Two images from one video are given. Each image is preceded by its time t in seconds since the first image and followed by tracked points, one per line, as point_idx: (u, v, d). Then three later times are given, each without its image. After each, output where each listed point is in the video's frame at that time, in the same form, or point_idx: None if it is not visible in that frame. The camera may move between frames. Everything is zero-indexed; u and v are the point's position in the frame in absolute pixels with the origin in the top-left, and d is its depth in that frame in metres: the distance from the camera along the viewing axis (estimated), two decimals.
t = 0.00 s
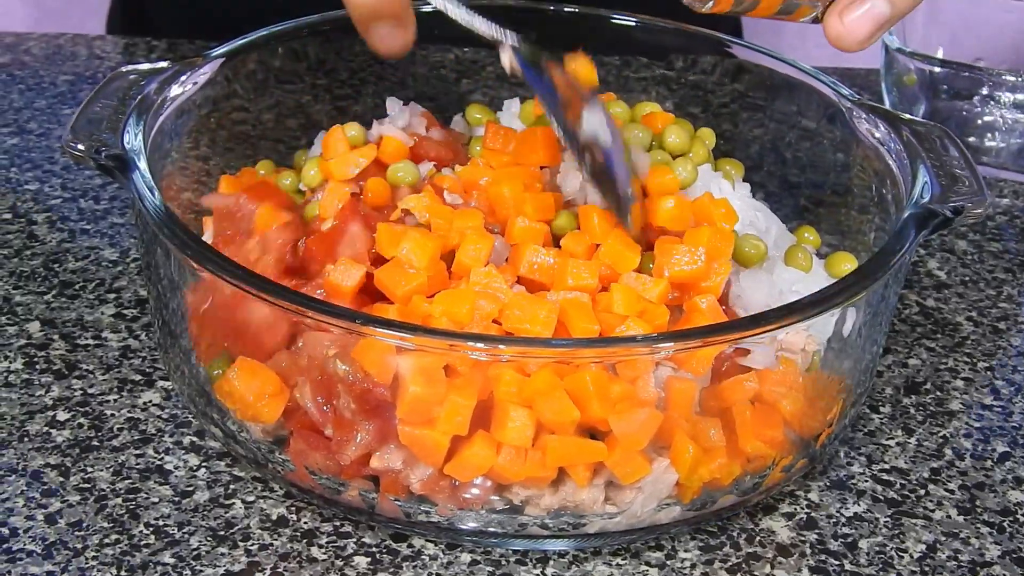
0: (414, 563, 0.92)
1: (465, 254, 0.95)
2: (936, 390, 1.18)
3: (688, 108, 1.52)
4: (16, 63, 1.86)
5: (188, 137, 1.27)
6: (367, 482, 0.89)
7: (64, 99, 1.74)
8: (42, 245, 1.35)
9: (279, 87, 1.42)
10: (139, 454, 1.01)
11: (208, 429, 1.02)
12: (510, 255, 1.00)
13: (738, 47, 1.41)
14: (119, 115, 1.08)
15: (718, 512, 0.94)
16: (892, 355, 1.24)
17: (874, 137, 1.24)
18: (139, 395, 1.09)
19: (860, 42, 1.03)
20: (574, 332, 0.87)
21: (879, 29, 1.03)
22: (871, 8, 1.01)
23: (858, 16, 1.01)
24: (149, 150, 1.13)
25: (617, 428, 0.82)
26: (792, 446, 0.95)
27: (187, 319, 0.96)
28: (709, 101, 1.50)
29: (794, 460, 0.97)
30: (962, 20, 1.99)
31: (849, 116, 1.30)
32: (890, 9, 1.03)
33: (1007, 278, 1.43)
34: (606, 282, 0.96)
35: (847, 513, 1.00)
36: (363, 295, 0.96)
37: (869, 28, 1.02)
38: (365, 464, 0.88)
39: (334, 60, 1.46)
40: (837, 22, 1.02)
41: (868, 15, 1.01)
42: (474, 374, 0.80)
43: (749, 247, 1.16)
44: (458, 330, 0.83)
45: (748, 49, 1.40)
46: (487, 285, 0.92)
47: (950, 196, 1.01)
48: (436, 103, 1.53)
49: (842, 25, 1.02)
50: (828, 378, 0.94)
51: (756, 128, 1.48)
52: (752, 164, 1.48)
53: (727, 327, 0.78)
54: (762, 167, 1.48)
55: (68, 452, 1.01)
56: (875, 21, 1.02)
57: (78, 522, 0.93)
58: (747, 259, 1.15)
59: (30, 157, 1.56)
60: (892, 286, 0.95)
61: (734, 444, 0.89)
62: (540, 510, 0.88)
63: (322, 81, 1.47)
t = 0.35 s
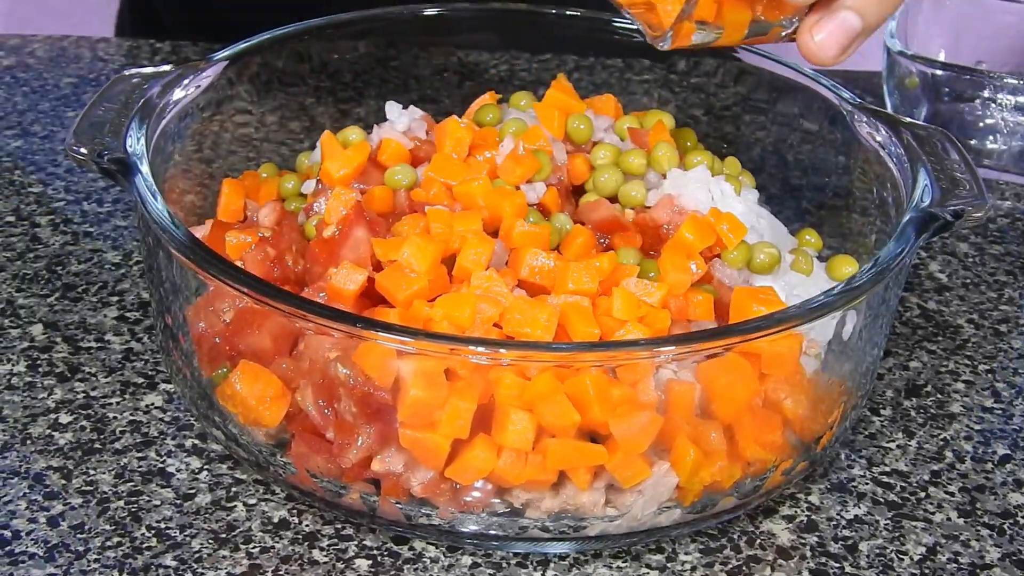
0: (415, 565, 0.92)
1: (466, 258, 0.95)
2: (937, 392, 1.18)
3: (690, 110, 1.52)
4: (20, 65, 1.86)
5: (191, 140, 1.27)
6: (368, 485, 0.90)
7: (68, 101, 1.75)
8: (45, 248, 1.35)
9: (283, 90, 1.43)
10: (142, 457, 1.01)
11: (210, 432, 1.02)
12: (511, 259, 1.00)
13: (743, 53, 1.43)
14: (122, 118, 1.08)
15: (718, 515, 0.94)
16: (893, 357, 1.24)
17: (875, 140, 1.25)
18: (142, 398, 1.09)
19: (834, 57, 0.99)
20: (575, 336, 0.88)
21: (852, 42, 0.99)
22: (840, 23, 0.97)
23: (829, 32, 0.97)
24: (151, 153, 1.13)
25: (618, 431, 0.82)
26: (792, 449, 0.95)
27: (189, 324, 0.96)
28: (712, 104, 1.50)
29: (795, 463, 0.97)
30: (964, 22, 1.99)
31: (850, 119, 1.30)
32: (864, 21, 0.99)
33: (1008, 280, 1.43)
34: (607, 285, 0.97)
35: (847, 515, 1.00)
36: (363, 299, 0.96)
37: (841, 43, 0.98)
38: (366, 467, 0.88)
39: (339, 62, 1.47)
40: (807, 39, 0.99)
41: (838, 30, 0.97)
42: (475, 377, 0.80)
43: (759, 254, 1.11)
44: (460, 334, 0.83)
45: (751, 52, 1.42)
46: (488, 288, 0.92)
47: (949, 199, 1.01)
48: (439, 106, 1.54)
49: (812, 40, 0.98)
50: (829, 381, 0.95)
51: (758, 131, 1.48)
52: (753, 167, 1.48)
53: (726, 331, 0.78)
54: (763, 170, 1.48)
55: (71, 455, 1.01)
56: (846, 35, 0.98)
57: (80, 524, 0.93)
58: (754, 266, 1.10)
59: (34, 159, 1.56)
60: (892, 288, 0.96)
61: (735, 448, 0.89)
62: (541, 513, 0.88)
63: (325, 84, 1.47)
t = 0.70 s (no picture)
0: (409, 565, 0.92)
1: (461, 257, 0.95)
2: (934, 393, 1.18)
3: (689, 112, 1.52)
4: (18, 66, 1.87)
5: (187, 140, 1.27)
6: (363, 484, 0.90)
7: (66, 103, 1.75)
8: (41, 248, 1.35)
9: (281, 92, 1.43)
10: (137, 457, 1.01)
11: (205, 432, 1.02)
12: (506, 258, 1.00)
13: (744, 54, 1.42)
14: (117, 118, 1.08)
15: (714, 515, 0.94)
16: (890, 358, 1.24)
17: (872, 141, 1.25)
18: (137, 397, 1.09)
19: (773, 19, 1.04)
20: (570, 335, 0.88)
21: (798, 8, 1.04)
22: None
23: None
24: (147, 153, 1.13)
25: (612, 430, 0.82)
26: (788, 448, 0.95)
27: (183, 324, 0.96)
28: (711, 105, 1.50)
29: (790, 463, 0.97)
30: (962, 25, 1.99)
31: (847, 119, 1.30)
32: None
33: (1005, 281, 1.43)
34: (602, 285, 0.97)
35: (843, 515, 1.00)
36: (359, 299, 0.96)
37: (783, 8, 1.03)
38: (361, 466, 0.88)
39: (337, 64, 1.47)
40: None
41: None
42: (469, 376, 0.80)
43: (755, 254, 1.12)
44: (454, 332, 0.83)
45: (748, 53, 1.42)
46: (482, 287, 0.92)
47: (945, 199, 1.01)
48: (437, 107, 1.54)
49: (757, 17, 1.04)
50: (824, 381, 0.94)
51: (756, 133, 1.46)
52: (752, 168, 1.47)
53: (720, 329, 0.78)
54: (761, 170, 1.46)
55: (65, 455, 1.01)
56: (791, 2, 1.03)
57: (74, 524, 0.93)
58: (751, 266, 1.11)
59: (31, 161, 1.56)
60: (888, 288, 0.96)
61: (730, 447, 0.89)
62: (536, 512, 0.88)
63: (323, 85, 1.47)
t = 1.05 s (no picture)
0: (404, 566, 0.92)
1: (454, 259, 0.96)
2: (927, 391, 1.19)
3: (683, 111, 1.53)
4: (12, 69, 1.86)
5: (181, 142, 1.27)
6: (358, 486, 0.90)
7: (59, 105, 1.75)
8: (36, 251, 1.35)
9: (274, 93, 1.43)
10: (132, 459, 1.01)
11: (199, 434, 1.02)
12: (500, 260, 1.00)
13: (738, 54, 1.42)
14: (111, 121, 1.08)
15: (708, 514, 0.94)
16: (883, 356, 1.24)
17: (864, 140, 1.25)
18: (132, 400, 1.09)
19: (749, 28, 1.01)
20: (563, 336, 0.88)
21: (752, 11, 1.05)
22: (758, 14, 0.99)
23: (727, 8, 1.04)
24: (141, 156, 1.13)
25: (606, 431, 0.83)
26: (781, 448, 0.95)
27: (177, 326, 0.96)
28: (704, 105, 1.51)
29: (784, 462, 0.97)
30: (954, 23, 2.00)
31: (839, 118, 1.30)
32: None
33: (998, 279, 1.43)
34: (596, 285, 0.97)
35: (837, 514, 1.00)
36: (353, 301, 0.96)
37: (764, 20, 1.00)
38: (355, 468, 0.88)
39: (330, 65, 1.47)
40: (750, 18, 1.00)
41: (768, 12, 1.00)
42: (463, 378, 0.80)
43: (748, 254, 1.13)
44: (448, 334, 0.84)
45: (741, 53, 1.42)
46: (475, 289, 0.92)
47: (937, 198, 1.02)
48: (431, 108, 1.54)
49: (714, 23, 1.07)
50: (817, 381, 0.95)
51: (750, 132, 1.48)
52: (745, 168, 1.48)
53: (715, 329, 0.79)
54: (754, 170, 1.48)
55: (60, 457, 1.01)
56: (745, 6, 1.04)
57: (70, 526, 0.93)
58: (744, 265, 1.12)
59: (25, 163, 1.56)
60: (881, 287, 0.96)
61: (724, 448, 0.89)
62: (530, 513, 0.88)
63: (317, 86, 1.47)
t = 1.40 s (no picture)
0: (399, 564, 0.92)
1: (447, 258, 0.96)
2: (921, 388, 1.19)
3: (677, 112, 1.54)
4: (8, 74, 1.87)
5: (176, 145, 1.27)
6: (352, 484, 0.90)
7: (55, 109, 1.75)
8: (32, 254, 1.36)
9: (269, 96, 1.43)
10: (127, 460, 1.02)
11: (194, 435, 1.02)
12: (493, 259, 1.01)
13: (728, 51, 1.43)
14: (104, 123, 1.08)
15: (701, 511, 0.95)
16: (877, 354, 1.24)
17: (857, 138, 1.26)
18: (127, 401, 1.10)
19: None
20: (555, 334, 0.88)
21: None
22: None
23: None
24: (135, 158, 1.13)
25: (599, 428, 0.83)
26: (774, 444, 0.95)
27: (171, 327, 0.96)
28: (699, 105, 1.51)
29: (777, 458, 0.97)
30: (947, 23, 2.01)
31: (832, 117, 1.31)
32: None
33: (993, 277, 1.43)
34: (589, 283, 0.97)
35: (831, 510, 1.00)
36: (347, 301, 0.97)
37: None
38: (349, 466, 0.89)
39: (325, 67, 1.48)
40: None
41: None
42: (456, 376, 0.80)
43: (741, 252, 1.13)
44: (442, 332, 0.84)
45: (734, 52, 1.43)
46: (468, 287, 0.92)
47: (929, 194, 1.02)
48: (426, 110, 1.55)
49: None
50: (810, 377, 0.95)
51: (744, 133, 1.48)
52: (739, 167, 1.48)
53: (707, 325, 0.79)
54: (749, 170, 1.47)
55: (56, 458, 1.01)
56: None
57: (65, 527, 0.93)
58: (737, 264, 1.13)
59: (21, 167, 1.57)
60: (873, 284, 0.96)
61: (717, 444, 0.89)
62: (524, 510, 0.88)
63: (312, 89, 1.48)
